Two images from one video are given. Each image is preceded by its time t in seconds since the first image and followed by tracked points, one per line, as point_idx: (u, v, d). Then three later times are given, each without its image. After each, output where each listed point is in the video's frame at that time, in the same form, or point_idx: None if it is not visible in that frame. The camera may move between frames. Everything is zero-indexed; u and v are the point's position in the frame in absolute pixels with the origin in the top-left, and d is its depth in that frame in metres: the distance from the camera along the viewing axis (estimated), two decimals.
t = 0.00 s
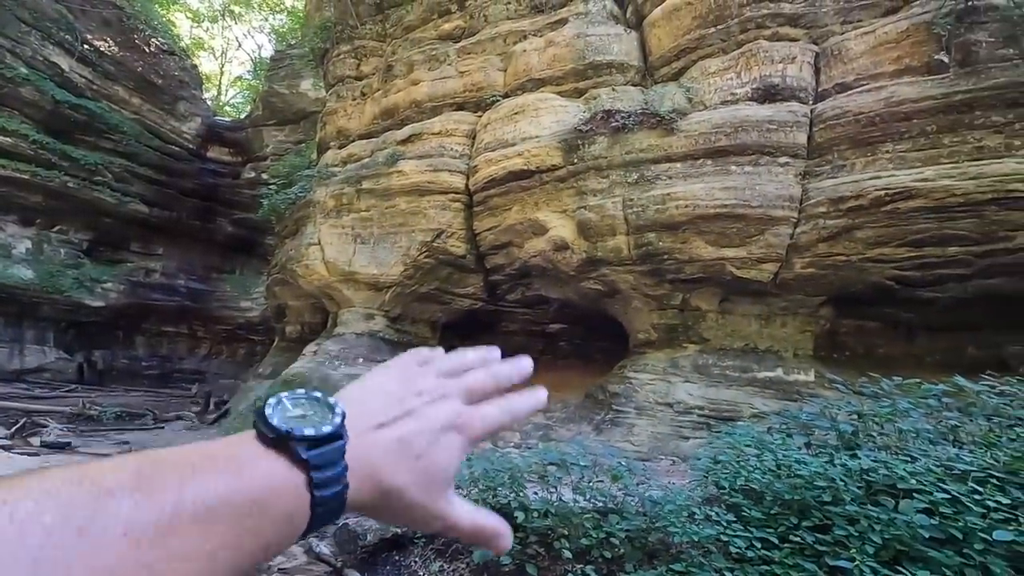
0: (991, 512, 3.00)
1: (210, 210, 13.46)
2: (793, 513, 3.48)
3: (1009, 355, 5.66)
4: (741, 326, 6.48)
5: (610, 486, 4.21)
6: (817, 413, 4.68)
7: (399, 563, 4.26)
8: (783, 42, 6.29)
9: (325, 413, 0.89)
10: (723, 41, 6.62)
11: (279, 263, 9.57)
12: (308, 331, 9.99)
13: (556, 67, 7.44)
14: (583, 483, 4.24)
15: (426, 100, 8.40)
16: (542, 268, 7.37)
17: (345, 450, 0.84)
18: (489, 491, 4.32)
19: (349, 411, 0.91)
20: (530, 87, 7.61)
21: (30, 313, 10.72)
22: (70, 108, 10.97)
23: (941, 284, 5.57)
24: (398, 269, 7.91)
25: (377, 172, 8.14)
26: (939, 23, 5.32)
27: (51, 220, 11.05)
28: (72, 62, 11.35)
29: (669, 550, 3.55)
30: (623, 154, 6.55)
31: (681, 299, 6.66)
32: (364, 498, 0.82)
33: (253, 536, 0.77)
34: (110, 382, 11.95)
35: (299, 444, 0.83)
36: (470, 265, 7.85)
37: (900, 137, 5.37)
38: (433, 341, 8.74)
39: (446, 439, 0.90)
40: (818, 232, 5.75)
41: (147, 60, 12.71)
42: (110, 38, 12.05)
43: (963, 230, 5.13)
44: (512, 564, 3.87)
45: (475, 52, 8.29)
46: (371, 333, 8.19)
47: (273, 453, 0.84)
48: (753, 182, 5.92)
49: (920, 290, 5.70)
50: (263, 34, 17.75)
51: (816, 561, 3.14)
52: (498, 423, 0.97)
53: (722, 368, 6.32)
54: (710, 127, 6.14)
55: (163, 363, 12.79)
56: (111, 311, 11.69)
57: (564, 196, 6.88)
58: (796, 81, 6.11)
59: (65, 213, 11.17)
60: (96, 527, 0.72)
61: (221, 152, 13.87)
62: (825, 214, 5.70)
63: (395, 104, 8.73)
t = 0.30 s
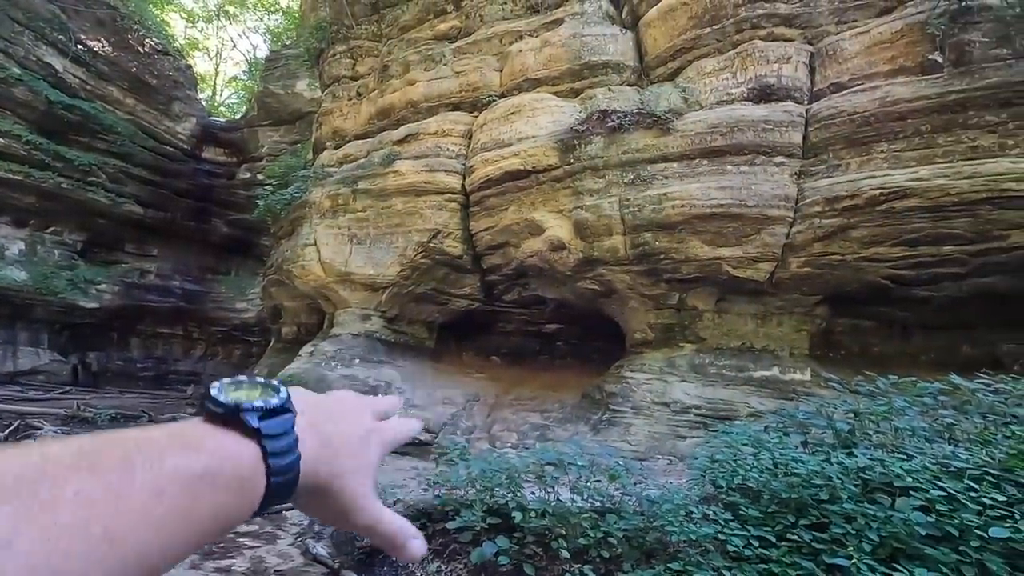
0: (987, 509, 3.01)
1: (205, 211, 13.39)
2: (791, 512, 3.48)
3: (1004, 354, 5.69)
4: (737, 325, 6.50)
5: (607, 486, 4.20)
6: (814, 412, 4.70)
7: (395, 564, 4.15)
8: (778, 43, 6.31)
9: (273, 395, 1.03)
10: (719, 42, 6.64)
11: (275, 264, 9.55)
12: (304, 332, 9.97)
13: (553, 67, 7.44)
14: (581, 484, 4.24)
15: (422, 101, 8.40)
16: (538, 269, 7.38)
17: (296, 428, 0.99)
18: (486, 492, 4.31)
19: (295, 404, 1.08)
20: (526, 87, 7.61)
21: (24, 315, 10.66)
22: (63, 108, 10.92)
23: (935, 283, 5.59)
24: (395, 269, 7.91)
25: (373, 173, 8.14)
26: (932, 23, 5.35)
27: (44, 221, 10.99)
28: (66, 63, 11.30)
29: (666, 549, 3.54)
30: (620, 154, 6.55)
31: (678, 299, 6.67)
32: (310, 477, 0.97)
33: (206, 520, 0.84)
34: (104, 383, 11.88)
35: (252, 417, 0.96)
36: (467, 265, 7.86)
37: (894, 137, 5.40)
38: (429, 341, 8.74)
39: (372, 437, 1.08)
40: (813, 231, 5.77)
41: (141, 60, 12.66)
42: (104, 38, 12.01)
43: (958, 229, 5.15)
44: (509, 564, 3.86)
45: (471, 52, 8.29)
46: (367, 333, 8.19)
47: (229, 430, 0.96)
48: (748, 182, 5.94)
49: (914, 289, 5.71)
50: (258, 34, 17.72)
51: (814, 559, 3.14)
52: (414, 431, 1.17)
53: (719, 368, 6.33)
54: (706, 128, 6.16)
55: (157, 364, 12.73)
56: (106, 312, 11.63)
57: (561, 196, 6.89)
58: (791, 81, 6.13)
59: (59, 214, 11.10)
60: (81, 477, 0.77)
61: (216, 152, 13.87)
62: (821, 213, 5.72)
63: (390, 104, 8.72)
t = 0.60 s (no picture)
0: (988, 508, 3.01)
1: (201, 212, 13.35)
2: (791, 511, 3.47)
3: (1001, 353, 5.70)
4: (735, 325, 6.49)
5: (607, 486, 4.19)
6: (813, 411, 4.69)
7: (396, 565, 4.18)
8: (776, 43, 6.32)
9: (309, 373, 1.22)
10: (717, 42, 6.64)
11: (272, 265, 9.52)
12: (302, 333, 9.95)
13: (551, 67, 7.44)
14: (580, 484, 4.22)
15: (420, 101, 8.39)
16: (536, 269, 7.37)
17: (338, 403, 1.17)
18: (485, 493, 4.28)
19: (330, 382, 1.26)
20: (523, 88, 7.61)
21: (20, 316, 10.60)
22: (59, 109, 10.88)
23: (933, 283, 5.60)
24: (392, 270, 7.90)
25: (370, 173, 8.13)
26: (930, 23, 5.36)
27: (40, 222, 10.95)
28: (62, 63, 11.26)
29: (666, 549, 3.53)
30: (618, 154, 6.55)
31: (676, 299, 6.66)
32: (368, 446, 1.17)
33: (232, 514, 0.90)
34: (101, 385, 11.82)
35: (293, 391, 1.14)
36: (465, 266, 7.86)
37: (892, 138, 5.40)
38: (427, 342, 8.72)
39: (408, 402, 1.30)
40: (811, 231, 5.77)
41: (137, 61, 12.63)
42: (99, 39, 11.98)
43: (955, 229, 5.15)
44: (509, 565, 3.84)
45: (469, 53, 8.28)
46: (365, 334, 8.17)
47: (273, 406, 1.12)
48: (746, 182, 5.94)
49: (912, 288, 5.72)
50: (255, 35, 17.69)
51: (814, 559, 3.13)
52: (436, 393, 1.41)
53: (717, 368, 6.33)
54: (704, 128, 6.17)
55: (154, 366, 12.68)
56: (102, 314, 11.59)
57: (559, 197, 6.89)
58: (789, 82, 6.14)
59: (55, 215, 11.06)
60: (115, 470, 0.85)
61: (214, 154, 13.88)
62: (819, 213, 5.72)
63: (388, 105, 8.71)
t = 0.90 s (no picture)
0: (990, 505, 3.00)
1: (200, 213, 13.34)
2: (793, 509, 3.46)
3: (1001, 350, 5.71)
4: (736, 324, 6.49)
5: (608, 485, 4.17)
6: (813, 409, 4.69)
7: (397, 566, 4.11)
8: (774, 42, 6.31)
9: (266, 423, 1.06)
10: (716, 40, 6.64)
11: (272, 266, 9.50)
12: (302, 334, 9.93)
13: (549, 67, 7.43)
14: (581, 483, 4.21)
15: (419, 101, 8.39)
16: (536, 269, 7.37)
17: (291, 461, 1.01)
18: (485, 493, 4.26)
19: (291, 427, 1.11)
20: (522, 87, 7.61)
21: (19, 319, 10.58)
22: (57, 111, 10.86)
23: (933, 281, 5.60)
24: (392, 270, 7.90)
25: (369, 173, 8.13)
26: (928, 21, 5.36)
27: (39, 224, 10.94)
28: (59, 65, 11.26)
29: (668, 548, 3.53)
30: (617, 153, 6.55)
31: (676, 297, 6.66)
32: (325, 508, 1.01)
33: None
34: (100, 387, 11.79)
35: (242, 451, 0.99)
36: (464, 266, 7.86)
37: (891, 135, 5.40)
38: (427, 342, 8.70)
39: (385, 447, 1.12)
40: (811, 229, 5.75)
41: (134, 62, 12.63)
42: (97, 41, 11.98)
43: (955, 226, 5.15)
44: (511, 565, 3.83)
45: (467, 52, 8.28)
46: (365, 334, 8.16)
47: (215, 468, 0.98)
48: (746, 180, 5.94)
49: (911, 286, 5.72)
50: (253, 36, 17.66)
51: (817, 557, 3.12)
52: (426, 434, 1.21)
53: (717, 366, 6.33)
54: (702, 126, 6.17)
55: (154, 368, 12.65)
56: (101, 315, 11.57)
57: (558, 196, 6.88)
58: (787, 80, 6.15)
59: (53, 217, 11.05)
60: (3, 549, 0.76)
61: (212, 155, 13.86)
62: (818, 211, 5.71)
63: (388, 105, 8.70)
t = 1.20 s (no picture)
0: (990, 502, 3.01)
1: (198, 216, 13.33)
2: (793, 508, 3.46)
3: (1000, 348, 5.72)
4: (736, 323, 6.50)
5: (608, 485, 4.16)
6: (813, 408, 4.69)
7: (399, 567, 4.17)
8: (771, 41, 6.33)
9: None
10: (713, 40, 6.66)
11: (271, 268, 9.50)
12: (301, 336, 9.93)
13: (548, 68, 7.45)
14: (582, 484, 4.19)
15: (417, 103, 8.41)
16: (535, 269, 7.37)
17: None
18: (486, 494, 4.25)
19: None
20: (521, 88, 7.62)
21: (18, 323, 10.54)
22: (55, 115, 10.86)
23: (932, 279, 5.61)
24: (391, 272, 7.90)
25: (368, 175, 8.14)
26: (925, 20, 5.37)
27: (38, 227, 10.93)
28: (58, 68, 11.26)
29: (669, 548, 3.53)
30: (616, 153, 6.56)
31: (675, 297, 6.67)
32: None
33: None
34: (100, 391, 11.75)
35: None
36: (464, 267, 7.87)
37: (888, 134, 5.41)
38: (426, 343, 8.71)
39: None
40: (809, 228, 5.76)
41: (133, 65, 12.63)
42: (95, 44, 11.99)
43: (954, 224, 5.15)
44: (512, 565, 3.83)
45: (465, 54, 8.29)
46: (365, 336, 8.15)
47: None
48: (744, 180, 5.95)
49: (910, 284, 5.73)
50: (251, 39, 17.67)
51: (818, 555, 3.13)
52: None
53: (717, 365, 6.34)
54: (700, 126, 6.19)
55: (154, 371, 12.63)
56: (100, 319, 11.55)
57: (557, 197, 6.88)
58: (785, 80, 6.16)
59: (52, 221, 11.05)
60: None
61: (211, 158, 13.87)
62: (817, 210, 5.72)
63: (386, 106, 8.72)
